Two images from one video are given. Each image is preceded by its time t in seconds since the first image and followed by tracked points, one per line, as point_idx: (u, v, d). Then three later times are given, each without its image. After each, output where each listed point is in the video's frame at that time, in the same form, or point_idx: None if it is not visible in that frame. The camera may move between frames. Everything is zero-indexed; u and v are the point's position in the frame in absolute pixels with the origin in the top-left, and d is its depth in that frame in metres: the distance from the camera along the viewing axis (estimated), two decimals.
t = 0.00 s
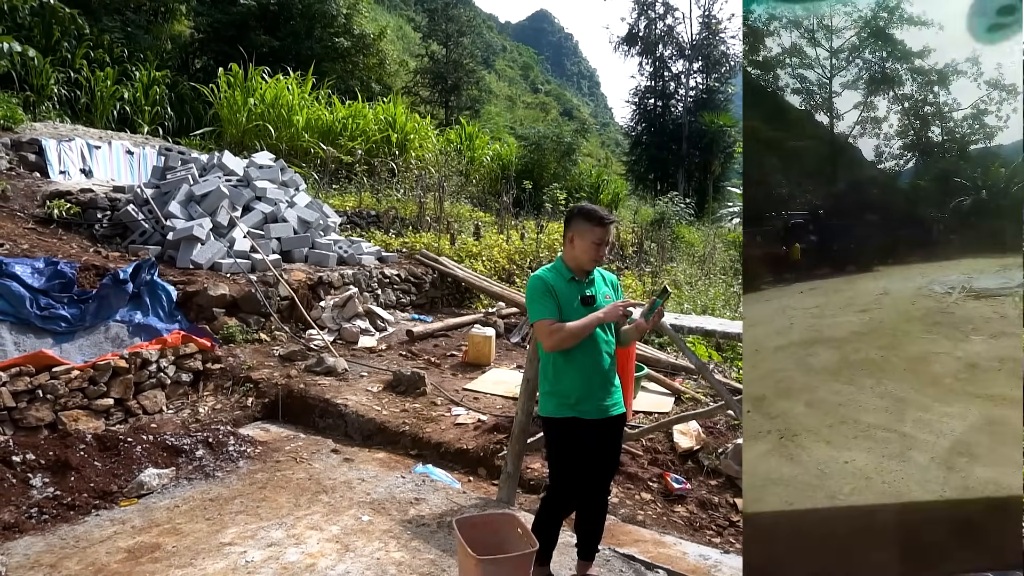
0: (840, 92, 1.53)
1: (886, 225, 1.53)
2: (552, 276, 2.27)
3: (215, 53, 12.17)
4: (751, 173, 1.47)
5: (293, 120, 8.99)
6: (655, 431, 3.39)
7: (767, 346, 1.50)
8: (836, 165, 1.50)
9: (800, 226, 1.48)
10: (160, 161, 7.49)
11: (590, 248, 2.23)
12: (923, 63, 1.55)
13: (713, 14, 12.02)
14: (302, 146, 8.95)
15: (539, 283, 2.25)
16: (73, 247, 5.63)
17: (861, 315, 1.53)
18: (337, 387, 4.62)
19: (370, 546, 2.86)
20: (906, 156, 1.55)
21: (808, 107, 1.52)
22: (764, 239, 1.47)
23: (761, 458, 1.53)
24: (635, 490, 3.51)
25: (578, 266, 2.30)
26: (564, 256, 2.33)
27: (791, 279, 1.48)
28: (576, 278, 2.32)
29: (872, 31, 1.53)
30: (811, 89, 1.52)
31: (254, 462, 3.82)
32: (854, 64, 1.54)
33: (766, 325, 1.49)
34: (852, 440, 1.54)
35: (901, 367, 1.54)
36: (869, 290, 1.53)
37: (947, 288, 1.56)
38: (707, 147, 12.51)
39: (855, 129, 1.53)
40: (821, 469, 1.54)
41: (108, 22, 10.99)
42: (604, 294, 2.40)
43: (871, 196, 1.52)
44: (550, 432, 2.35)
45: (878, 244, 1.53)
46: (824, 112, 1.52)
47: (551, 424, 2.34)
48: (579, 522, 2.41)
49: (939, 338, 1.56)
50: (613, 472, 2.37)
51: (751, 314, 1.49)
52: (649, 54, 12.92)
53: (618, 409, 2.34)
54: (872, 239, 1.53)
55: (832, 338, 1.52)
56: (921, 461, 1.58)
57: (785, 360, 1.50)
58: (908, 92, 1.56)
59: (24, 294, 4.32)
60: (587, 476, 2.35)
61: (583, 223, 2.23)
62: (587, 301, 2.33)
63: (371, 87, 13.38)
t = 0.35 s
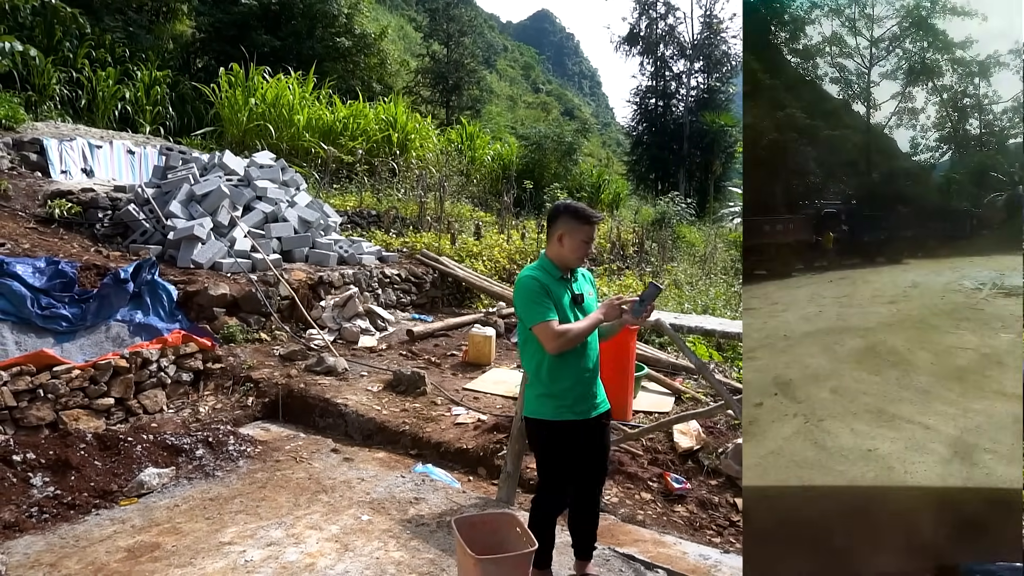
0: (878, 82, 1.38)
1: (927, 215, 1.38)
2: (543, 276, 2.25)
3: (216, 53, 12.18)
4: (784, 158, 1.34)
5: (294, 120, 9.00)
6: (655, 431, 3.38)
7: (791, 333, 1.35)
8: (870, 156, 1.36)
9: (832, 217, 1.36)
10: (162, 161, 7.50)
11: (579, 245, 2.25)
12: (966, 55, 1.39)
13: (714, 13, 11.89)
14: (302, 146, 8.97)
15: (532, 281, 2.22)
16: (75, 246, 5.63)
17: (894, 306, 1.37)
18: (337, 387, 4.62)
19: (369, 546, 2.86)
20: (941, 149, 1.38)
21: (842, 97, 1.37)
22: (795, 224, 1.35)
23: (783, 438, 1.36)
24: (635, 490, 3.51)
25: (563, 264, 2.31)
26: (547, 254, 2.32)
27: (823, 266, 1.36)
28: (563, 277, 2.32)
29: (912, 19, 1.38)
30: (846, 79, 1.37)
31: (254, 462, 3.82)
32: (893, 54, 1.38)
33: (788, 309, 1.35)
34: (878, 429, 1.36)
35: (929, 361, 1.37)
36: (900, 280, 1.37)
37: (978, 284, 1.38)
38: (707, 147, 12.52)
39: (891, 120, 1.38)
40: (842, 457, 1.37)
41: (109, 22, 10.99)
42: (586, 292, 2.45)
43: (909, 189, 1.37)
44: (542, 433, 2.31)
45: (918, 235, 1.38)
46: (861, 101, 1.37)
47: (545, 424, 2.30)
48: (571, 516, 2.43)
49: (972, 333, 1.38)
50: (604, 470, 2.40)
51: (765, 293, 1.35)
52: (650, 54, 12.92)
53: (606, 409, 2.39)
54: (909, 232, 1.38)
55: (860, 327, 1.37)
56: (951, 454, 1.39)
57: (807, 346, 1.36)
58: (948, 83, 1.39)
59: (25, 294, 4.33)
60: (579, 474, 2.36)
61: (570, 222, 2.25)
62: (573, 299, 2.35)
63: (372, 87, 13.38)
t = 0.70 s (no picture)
0: (891, 84, 1.20)
1: (940, 217, 1.20)
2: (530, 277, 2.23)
3: (213, 52, 12.14)
4: (794, 159, 1.21)
5: (290, 119, 8.94)
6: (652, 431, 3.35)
7: (801, 332, 1.21)
8: (883, 157, 1.20)
9: (843, 218, 1.21)
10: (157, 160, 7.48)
11: (565, 246, 2.25)
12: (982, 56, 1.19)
13: (710, 14, 11.97)
14: (299, 145, 8.94)
15: (520, 283, 2.20)
16: (70, 245, 5.61)
17: (906, 307, 1.21)
18: (334, 386, 4.61)
19: (365, 545, 2.85)
20: (955, 151, 1.19)
21: (855, 98, 1.21)
22: (805, 225, 1.21)
23: (792, 438, 1.22)
24: (632, 489, 3.51)
25: (547, 265, 2.30)
26: (531, 254, 2.31)
27: (835, 267, 1.21)
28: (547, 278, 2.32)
29: (929, 19, 1.20)
30: (859, 79, 1.21)
31: (250, 461, 3.81)
32: (906, 56, 1.21)
33: (798, 309, 1.21)
34: (888, 430, 1.21)
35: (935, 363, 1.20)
36: (911, 279, 1.20)
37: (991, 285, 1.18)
38: (705, 147, 12.49)
39: (905, 121, 1.20)
40: (852, 458, 1.22)
41: (105, 21, 10.96)
42: (569, 291, 2.45)
43: (922, 191, 1.20)
44: (531, 432, 2.31)
45: (931, 236, 1.20)
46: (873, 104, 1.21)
47: (534, 424, 2.29)
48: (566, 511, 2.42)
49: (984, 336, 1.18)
50: (597, 471, 2.37)
51: (773, 293, 1.21)
52: (647, 54, 12.87)
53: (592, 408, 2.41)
54: (926, 231, 1.20)
55: (870, 327, 1.22)
56: (961, 456, 1.21)
57: (816, 346, 1.21)
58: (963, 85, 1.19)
59: (20, 293, 4.27)
60: (572, 472, 2.36)
61: (556, 222, 2.25)
62: (557, 299, 2.36)
63: (369, 86, 13.37)
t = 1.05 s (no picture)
0: (931, 67, 0.92)
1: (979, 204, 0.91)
2: (524, 279, 2.23)
3: (208, 52, 12.10)
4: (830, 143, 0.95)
5: (286, 119, 8.91)
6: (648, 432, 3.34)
7: (835, 312, 0.96)
8: (921, 146, 0.92)
9: (877, 203, 0.94)
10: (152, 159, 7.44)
11: (557, 246, 2.25)
12: None
13: (707, 14, 11.98)
14: (295, 145, 8.92)
15: (515, 286, 2.19)
16: (64, 245, 5.58)
17: (936, 293, 0.92)
18: (330, 387, 4.60)
19: (361, 546, 2.85)
20: (995, 136, 0.90)
21: (895, 80, 0.93)
22: (841, 210, 0.96)
23: (819, 415, 0.96)
24: (628, 489, 3.51)
25: (541, 265, 2.30)
26: (524, 255, 2.30)
27: (873, 255, 0.95)
28: (542, 279, 2.31)
29: None
30: (902, 61, 0.93)
31: (246, 462, 3.80)
32: (950, 37, 0.92)
33: (830, 289, 0.96)
34: (914, 409, 0.92)
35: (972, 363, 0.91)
36: (952, 263, 0.92)
37: None
38: (701, 147, 12.47)
39: (944, 105, 0.92)
40: (875, 436, 0.94)
41: (99, 20, 10.93)
42: (564, 290, 2.45)
43: (958, 177, 0.91)
44: (529, 432, 2.31)
45: (969, 222, 0.91)
46: (913, 87, 0.92)
47: (533, 424, 2.29)
48: (555, 512, 2.41)
49: None
50: (587, 471, 2.38)
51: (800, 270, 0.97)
52: (643, 54, 12.81)
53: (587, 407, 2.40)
54: (961, 218, 0.92)
55: (913, 313, 0.93)
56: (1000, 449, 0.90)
57: (852, 331, 0.95)
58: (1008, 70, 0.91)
59: (14, 293, 4.31)
60: (564, 474, 2.35)
61: (549, 223, 2.25)
62: (552, 298, 2.35)
63: (365, 86, 13.37)
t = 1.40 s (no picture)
0: (979, 72, 1.04)
1: None
2: (521, 277, 2.23)
3: (204, 51, 12.04)
4: (872, 147, 1.11)
5: (282, 118, 8.91)
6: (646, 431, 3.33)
7: (872, 316, 1.11)
8: (965, 149, 1.04)
9: (919, 208, 1.09)
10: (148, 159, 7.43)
11: (555, 245, 2.24)
12: None
13: (704, 15, 11.98)
14: (291, 144, 8.90)
15: (511, 285, 2.19)
16: (59, 245, 5.56)
17: (976, 301, 1.05)
18: (326, 387, 4.59)
19: (358, 546, 2.84)
20: None
21: (941, 86, 1.06)
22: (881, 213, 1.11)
23: (859, 416, 1.11)
24: (626, 489, 3.50)
25: (538, 264, 2.29)
26: (522, 254, 2.30)
27: (906, 260, 1.10)
28: (540, 278, 2.30)
29: None
30: (948, 68, 1.06)
31: (242, 462, 3.79)
32: (998, 44, 1.04)
33: (871, 293, 1.11)
34: (945, 407, 1.06)
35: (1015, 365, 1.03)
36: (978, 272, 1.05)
37: None
38: (698, 147, 12.51)
39: (991, 110, 1.03)
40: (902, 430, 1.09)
41: (95, 19, 10.91)
42: (562, 289, 2.45)
43: (1003, 185, 1.03)
44: (524, 432, 2.30)
45: (1009, 229, 1.04)
46: (959, 93, 1.05)
47: (527, 424, 2.28)
48: (551, 513, 2.40)
49: None
50: (583, 470, 2.38)
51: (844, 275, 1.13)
52: (639, 54, 13.03)
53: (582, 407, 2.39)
54: (1005, 225, 1.04)
55: (957, 318, 1.06)
56: None
57: (886, 335, 1.10)
58: None
59: (8, 293, 4.29)
60: (559, 473, 2.34)
61: (546, 222, 2.24)
62: (549, 298, 2.34)
63: (362, 86, 13.36)
